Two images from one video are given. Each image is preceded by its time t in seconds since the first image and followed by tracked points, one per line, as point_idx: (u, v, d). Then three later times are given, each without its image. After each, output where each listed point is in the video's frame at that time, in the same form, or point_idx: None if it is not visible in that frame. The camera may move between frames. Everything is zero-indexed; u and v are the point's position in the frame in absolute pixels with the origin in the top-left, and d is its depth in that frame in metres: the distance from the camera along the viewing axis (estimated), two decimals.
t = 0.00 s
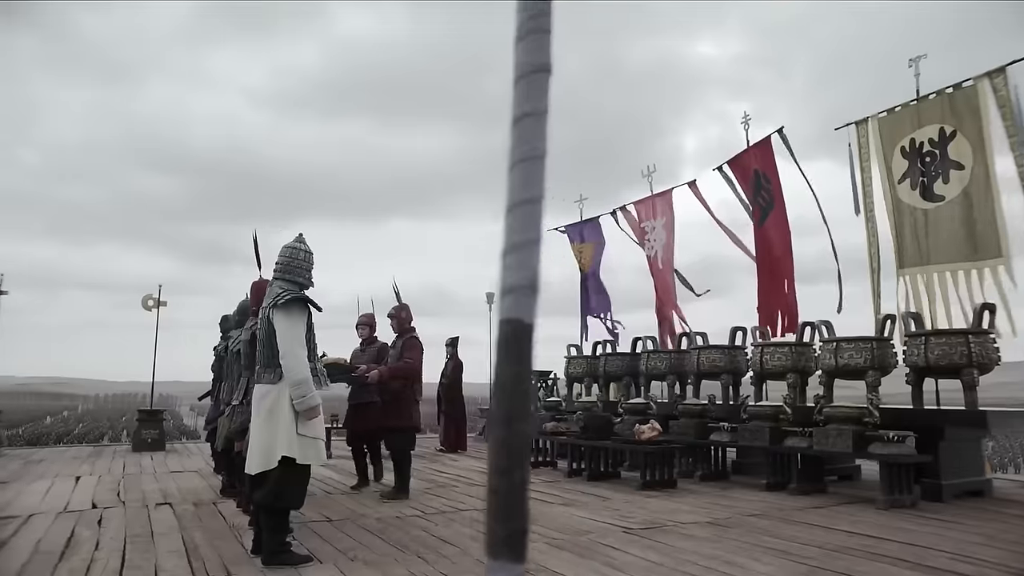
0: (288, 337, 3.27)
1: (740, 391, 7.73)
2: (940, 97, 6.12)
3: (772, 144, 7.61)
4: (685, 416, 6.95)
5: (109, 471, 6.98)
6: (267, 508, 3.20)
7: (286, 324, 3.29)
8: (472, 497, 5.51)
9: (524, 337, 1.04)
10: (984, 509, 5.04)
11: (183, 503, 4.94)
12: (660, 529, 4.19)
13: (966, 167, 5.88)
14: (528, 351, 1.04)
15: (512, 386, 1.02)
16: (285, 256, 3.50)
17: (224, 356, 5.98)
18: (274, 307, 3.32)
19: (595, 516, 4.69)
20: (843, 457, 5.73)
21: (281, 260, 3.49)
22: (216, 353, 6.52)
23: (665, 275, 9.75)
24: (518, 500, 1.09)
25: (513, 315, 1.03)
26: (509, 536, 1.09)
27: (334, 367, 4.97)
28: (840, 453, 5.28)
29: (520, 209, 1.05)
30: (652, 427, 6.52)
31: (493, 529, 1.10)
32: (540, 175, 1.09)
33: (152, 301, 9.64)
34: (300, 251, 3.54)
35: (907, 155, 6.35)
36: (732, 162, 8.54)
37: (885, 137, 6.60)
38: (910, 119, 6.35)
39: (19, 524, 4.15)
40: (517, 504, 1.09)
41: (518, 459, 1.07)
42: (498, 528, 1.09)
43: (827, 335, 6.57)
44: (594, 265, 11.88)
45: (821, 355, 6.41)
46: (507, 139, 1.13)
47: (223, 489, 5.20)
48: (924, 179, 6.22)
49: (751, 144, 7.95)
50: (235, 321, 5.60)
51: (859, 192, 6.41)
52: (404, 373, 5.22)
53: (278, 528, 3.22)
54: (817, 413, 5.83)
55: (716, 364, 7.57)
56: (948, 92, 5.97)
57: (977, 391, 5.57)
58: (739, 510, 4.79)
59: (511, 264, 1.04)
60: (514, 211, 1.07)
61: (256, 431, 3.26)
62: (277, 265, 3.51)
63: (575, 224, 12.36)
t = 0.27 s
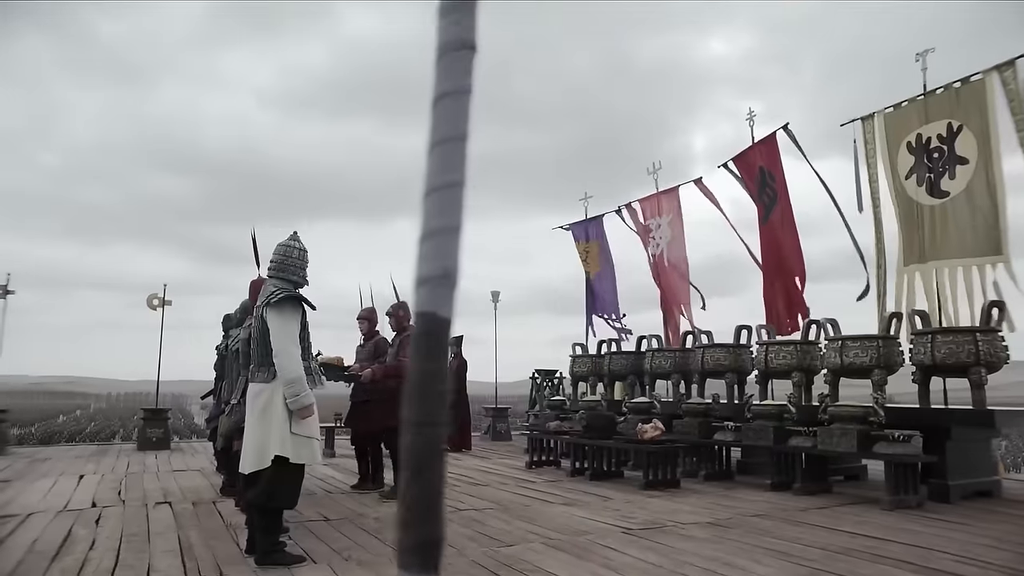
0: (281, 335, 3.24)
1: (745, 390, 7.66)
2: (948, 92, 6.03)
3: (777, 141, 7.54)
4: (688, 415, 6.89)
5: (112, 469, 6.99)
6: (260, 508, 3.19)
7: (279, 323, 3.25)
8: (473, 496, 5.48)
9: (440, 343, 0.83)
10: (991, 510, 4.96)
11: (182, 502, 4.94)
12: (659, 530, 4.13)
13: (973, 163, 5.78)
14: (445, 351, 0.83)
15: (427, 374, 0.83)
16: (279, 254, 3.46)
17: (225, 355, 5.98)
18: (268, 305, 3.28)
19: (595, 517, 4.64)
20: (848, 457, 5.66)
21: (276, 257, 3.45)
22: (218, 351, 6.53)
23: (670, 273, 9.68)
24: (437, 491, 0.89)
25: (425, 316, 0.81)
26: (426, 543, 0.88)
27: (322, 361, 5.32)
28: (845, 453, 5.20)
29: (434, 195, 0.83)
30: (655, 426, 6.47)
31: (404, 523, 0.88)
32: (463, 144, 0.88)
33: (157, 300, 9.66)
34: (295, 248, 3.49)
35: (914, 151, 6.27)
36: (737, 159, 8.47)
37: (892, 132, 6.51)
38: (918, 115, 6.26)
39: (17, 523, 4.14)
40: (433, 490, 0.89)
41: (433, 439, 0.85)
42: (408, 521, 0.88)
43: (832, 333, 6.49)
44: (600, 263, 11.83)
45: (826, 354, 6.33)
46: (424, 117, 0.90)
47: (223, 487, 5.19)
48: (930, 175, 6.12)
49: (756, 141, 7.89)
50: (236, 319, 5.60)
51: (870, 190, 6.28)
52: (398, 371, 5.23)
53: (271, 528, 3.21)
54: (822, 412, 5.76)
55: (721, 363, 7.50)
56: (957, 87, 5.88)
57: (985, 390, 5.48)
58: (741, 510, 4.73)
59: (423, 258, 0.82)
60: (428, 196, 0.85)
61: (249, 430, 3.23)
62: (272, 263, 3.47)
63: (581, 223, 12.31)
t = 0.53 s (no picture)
0: (274, 334, 3.21)
1: (750, 388, 7.59)
2: (955, 86, 5.94)
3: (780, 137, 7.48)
4: (692, 413, 6.84)
5: (116, 467, 7.00)
6: (254, 507, 3.17)
7: (272, 320, 3.23)
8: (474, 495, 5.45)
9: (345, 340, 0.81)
10: (999, 510, 4.88)
11: (182, 500, 4.94)
12: (659, 530, 4.08)
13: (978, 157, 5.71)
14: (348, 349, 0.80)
15: (329, 372, 0.80)
16: (273, 252, 3.42)
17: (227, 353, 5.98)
18: (261, 303, 3.26)
19: (595, 516, 4.60)
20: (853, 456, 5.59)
21: (270, 255, 3.42)
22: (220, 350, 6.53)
23: (674, 270, 9.62)
24: (339, 504, 0.82)
25: (330, 306, 0.80)
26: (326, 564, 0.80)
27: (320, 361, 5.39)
28: (850, 453, 5.14)
29: (341, 176, 0.80)
30: (658, 425, 6.41)
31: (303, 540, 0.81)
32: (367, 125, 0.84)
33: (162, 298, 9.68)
34: (289, 247, 3.45)
35: (922, 147, 6.19)
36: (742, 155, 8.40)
37: (899, 128, 6.44)
38: (925, 110, 6.19)
39: (15, 522, 4.14)
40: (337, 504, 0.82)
41: (338, 429, 0.81)
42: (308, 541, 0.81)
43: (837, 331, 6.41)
44: (605, 261, 11.75)
45: (831, 352, 6.26)
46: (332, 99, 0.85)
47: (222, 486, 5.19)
48: (939, 171, 6.04)
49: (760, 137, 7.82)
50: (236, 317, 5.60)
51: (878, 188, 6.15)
52: (397, 368, 5.25)
53: (265, 527, 3.19)
54: (827, 410, 5.69)
55: (725, 361, 7.44)
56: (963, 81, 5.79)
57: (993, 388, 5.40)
58: (743, 510, 4.67)
59: (332, 246, 0.80)
60: (335, 176, 0.81)
61: (243, 428, 3.21)
62: (266, 260, 3.44)
63: (586, 220, 12.26)
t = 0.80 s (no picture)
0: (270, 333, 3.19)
1: (755, 387, 7.53)
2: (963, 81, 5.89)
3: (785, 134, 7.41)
4: (696, 413, 6.78)
5: (120, 466, 7.02)
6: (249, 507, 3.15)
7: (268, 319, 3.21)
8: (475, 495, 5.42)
9: (256, 332, 0.87)
10: (1007, 511, 4.81)
11: (183, 499, 4.93)
12: (659, 530, 4.04)
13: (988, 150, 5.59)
14: (261, 338, 0.87)
15: (240, 361, 0.86)
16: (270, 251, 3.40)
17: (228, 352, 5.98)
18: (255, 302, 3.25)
19: (596, 516, 4.56)
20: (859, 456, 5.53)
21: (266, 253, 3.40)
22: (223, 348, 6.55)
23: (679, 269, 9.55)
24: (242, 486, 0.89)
25: (239, 297, 0.86)
26: (227, 535, 0.89)
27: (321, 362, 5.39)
28: (855, 453, 5.07)
29: (255, 164, 0.85)
30: (661, 424, 6.36)
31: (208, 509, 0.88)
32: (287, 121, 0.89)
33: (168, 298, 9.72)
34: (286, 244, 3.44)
35: (934, 144, 6.10)
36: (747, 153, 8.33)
37: (909, 125, 6.41)
38: (934, 107, 6.16)
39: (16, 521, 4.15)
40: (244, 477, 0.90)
41: (245, 419, 0.87)
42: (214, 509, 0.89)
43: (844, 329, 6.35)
44: (611, 260, 11.71)
45: (837, 350, 6.19)
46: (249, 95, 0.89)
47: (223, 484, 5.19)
48: (949, 166, 5.88)
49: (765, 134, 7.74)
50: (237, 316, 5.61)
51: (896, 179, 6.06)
52: (398, 368, 5.19)
53: (260, 528, 3.17)
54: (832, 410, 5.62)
55: (730, 360, 7.38)
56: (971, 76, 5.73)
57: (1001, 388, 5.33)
58: (746, 511, 4.62)
59: (243, 237, 0.85)
60: (249, 167, 0.86)
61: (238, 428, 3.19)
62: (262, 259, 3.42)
63: (591, 219, 12.21)
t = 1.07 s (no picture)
0: (263, 332, 3.18)
1: (761, 386, 7.46)
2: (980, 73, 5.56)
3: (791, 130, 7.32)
4: (701, 412, 6.73)
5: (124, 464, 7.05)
6: (243, 506, 3.13)
7: (262, 318, 3.20)
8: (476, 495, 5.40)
9: (146, 328, 0.75)
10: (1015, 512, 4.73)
11: (183, 497, 4.94)
12: (659, 530, 4.00)
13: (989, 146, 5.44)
14: (151, 332, 0.75)
15: (125, 362, 0.74)
16: (264, 249, 3.39)
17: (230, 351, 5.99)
18: (250, 300, 3.23)
19: (597, 516, 4.52)
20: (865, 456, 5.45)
21: (260, 252, 3.38)
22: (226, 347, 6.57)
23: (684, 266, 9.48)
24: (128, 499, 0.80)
25: (125, 294, 0.75)
26: (110, 548, 0.81)
27: (322, 362, 5.43)
28: (860, 453, 5.00)
29: (143, 149, 0.73)
30: (664, 423, 6.31)
31: (89, 515, 0.79)
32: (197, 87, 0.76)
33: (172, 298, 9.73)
34: (280, 243, 3.42)
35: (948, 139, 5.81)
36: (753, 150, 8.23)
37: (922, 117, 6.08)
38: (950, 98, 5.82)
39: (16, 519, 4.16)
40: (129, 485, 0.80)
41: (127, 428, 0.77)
42: (96, 515, 0.79)
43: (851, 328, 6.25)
44: (617, 258, 11.66)
45: (843, 349, 6.10)
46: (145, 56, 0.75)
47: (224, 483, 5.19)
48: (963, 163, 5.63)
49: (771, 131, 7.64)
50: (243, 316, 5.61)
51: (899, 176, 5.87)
52: (398, 368, 5.14)
53: (255, 527, 3.15)
54: (837, 409, 5.55)
55: (736, 359, 7.32)
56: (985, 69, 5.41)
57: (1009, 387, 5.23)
58: (748, 511, 4.57)
59: (130, 220, 0.75)
60: (142, 151, 0.75)
61: (232, 427, 3.18)
62: (257, 258, 3.40)
63: (598, 217, 12.18)
